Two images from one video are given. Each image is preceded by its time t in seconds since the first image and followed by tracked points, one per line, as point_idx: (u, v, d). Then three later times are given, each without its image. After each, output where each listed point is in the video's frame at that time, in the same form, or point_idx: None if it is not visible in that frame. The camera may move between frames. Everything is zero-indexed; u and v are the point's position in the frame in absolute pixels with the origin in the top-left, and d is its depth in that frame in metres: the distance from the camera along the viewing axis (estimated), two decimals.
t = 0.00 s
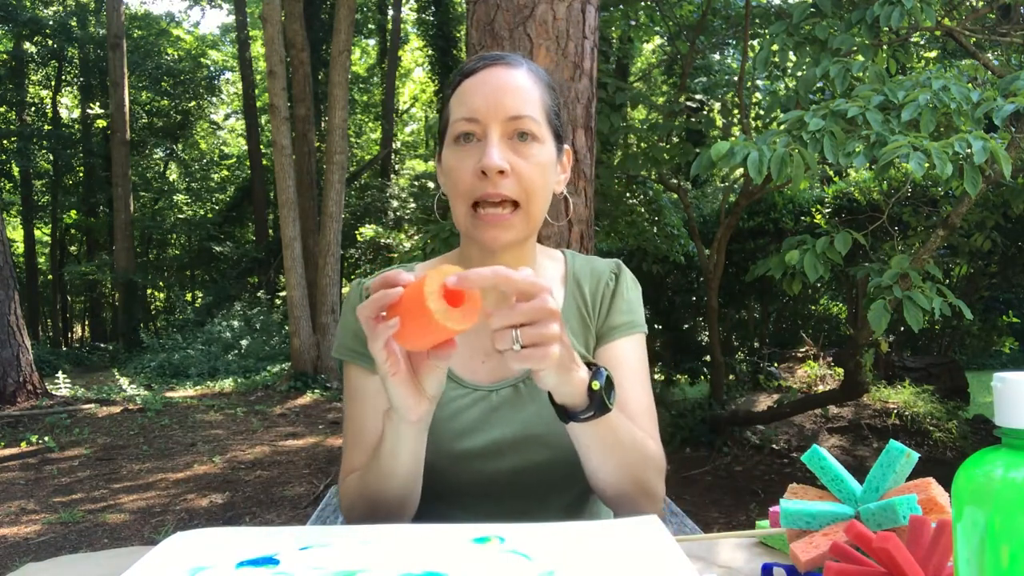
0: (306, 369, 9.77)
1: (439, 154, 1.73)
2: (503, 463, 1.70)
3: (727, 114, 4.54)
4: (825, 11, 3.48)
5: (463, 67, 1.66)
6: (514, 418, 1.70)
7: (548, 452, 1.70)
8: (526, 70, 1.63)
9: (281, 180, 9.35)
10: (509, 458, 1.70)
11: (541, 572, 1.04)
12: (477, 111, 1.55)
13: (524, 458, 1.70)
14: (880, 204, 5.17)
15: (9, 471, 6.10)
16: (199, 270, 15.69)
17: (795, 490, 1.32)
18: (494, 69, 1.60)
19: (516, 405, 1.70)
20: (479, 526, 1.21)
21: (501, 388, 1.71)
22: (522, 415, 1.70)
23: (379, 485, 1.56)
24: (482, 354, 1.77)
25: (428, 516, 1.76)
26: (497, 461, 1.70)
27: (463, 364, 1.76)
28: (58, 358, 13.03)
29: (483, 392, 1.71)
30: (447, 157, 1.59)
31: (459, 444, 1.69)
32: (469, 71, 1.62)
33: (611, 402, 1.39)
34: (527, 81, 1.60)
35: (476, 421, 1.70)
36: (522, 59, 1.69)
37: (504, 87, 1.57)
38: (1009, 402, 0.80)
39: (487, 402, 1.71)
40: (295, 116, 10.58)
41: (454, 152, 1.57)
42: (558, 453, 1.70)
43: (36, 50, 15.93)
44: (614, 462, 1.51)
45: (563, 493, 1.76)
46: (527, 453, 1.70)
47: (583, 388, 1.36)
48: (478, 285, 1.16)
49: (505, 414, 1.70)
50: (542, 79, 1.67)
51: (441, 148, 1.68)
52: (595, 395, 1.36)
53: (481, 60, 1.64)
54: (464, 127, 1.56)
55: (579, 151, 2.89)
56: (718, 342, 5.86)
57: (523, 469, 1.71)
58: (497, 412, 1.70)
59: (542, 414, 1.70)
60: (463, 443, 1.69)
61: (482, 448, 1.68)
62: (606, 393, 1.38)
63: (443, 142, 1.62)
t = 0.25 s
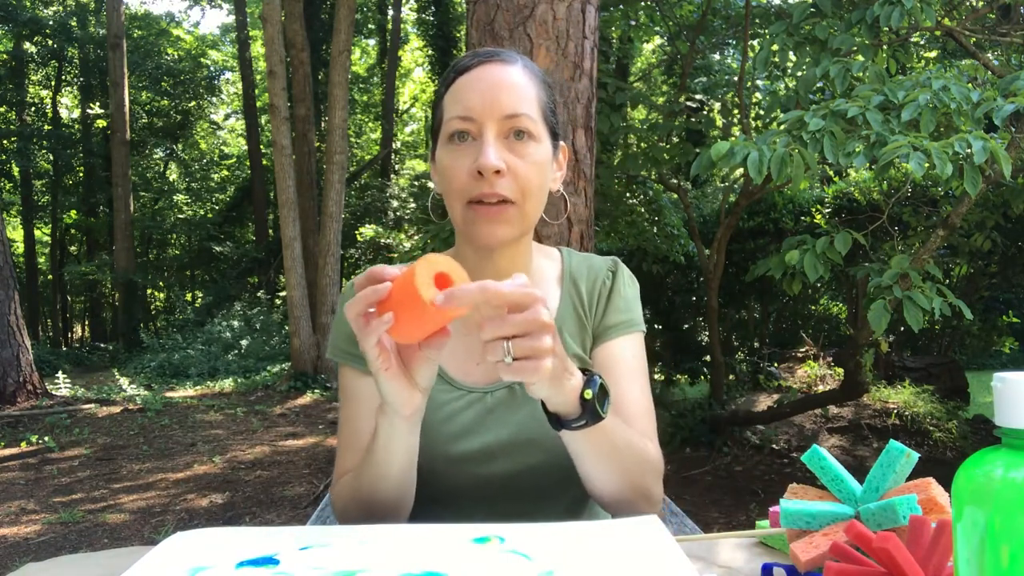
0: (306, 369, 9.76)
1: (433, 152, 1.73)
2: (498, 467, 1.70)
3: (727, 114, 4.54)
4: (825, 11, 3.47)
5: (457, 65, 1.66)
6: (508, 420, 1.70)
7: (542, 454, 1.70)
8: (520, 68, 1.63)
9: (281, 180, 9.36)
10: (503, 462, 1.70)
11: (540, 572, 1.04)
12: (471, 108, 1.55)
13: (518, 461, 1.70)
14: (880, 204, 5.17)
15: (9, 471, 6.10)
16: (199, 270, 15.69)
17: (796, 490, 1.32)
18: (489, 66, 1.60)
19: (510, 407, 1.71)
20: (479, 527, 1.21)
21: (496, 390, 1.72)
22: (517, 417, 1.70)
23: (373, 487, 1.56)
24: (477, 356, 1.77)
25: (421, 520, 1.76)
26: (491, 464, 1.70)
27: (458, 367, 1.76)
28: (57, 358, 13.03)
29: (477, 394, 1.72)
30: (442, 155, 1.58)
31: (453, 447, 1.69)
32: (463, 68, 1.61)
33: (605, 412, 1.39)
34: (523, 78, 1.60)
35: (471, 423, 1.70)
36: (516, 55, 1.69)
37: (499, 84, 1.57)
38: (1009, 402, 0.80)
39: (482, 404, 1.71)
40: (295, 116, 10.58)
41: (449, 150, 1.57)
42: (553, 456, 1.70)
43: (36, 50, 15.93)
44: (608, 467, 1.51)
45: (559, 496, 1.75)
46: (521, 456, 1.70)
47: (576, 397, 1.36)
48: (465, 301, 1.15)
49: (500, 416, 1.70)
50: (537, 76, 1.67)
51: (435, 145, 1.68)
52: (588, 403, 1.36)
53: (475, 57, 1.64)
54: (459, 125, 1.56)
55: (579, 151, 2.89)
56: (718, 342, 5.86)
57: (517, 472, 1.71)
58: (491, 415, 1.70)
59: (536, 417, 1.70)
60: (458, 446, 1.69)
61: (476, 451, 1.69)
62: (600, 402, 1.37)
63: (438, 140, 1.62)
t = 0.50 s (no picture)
0: (306, 369, 9.76)
1: (429, 152, 1.73)
2: (496, 469, 1.70)
3: (727, 113, 4.54)
4: (825, 10, 3.47)
5: (451, 64, 1.66)
6: (507, 422, 1.70)
7: (540, 457, 1.70)
8: (517, 66, 1.63)
9: (281, 180, 9.36)
10: (501, 463, 1.70)
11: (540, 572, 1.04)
12: (467, 108, 1.55)
13: (516, 463, 1.70)
14: (880, 205, 5.17)
15: (9, 471, 6.10)
16: (199, 270, 15.69)
17: (796, 490, 1.32)
18: (485, 64, 1.60)
19: (510, 409, 1.71)
20: (480, 527, 1.21)
21: (494, 391, 1.72)
22: (515, 419, 1.70)
23: (370, 488, 1.56)
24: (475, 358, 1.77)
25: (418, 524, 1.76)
26: (490, 466, 1.70)
27: (456, 367, 1.76)
28: (58, 358, 13.03)
29: (476, 395, 1.72)
30: (437, 156, 1.58)
31: (452, 449, 1.70)
32: (458, 67, 1.61)
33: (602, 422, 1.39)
34: (519, 77, 1.60)
35: (470, 425, 1.71)
36: (512, 54, 1.69)
37: (494, 83, 1.57)
38: (1009, 402, 0.80)
39: (481, 405, 1.72)
40: (295, 116, 10.58)
41: (445, 151, 1.57)
42: (551, 458, 1.70)
43: (36, 51, 15.91)
44: (604, 471, 1.51)
45: (558, 498, 1.75)
46: (519, 459, 1.70)
47: (574, 408, 1.35)
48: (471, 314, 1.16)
49: (499, 417, 1.71)
50: (534, 74, 1.67)
51: (431, 145, 1.68)
52: (586, 414, 1.36)
53: (470, 56, 1.64)
54: (455, 125, 1.56)
55: (579, 151, 2.89)
56: (717, 342, 5.86)
57: (515, 473, 1.71)
58: (490, 416, 1.71)
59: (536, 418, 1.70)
60: (456, 448, 1.69)
61: (475, 453, 1.69)
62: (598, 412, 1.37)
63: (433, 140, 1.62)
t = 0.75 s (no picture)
0: (306, 369, 9.76)
1: (426, 154, 1.73)
2: (498, 470, 1.70)
3: (727, 114, 4.54)
4: (825, 10, 3.47)
5: (450, 65, 1.65)
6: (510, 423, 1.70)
7: (542, 459, 1.70)
8: (516, 67, 1.63)
9: (280, 180, 9.36)
10: (503, 465, 1.70)
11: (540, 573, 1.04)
12: (465, 111, 1.55)
13: (519, 465, 1.70)
14: (880, 205, 5.17)
15: (9, 471, 6.10)
16: (199, 270, 15.70)
17: (795, 490, 1.32)
18: (484, 65, 1.60)
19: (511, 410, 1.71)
20: (480, 527, 1.21)
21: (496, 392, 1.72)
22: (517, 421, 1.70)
23: (385, 488, 1.55)
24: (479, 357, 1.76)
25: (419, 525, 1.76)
26: (492, 469, 1.70)
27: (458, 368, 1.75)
28: (57, 358, 13.03)
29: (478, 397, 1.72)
30: (436, 159, 1.58)
31: (455, 451, 1.70)
32: (456, 68, 1.61)
33: (573, 441, 1.43)
34: (519, 78, 1.60)
35: (473, 427, 1.71)
36: (511, 56, 1.69)
37: (493, 85, 1.57)
38: (1009, 402, 0.80)
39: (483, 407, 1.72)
40: (295, 116, 10.58)
41: (443, 153, 1.56)
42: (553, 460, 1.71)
43: (36, 50, 15.90)
44: (600, 472, 1.51)
45: (561, 500, 1.75)
46: (522, 461, 1.70)
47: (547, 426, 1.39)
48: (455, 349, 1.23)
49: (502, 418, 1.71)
50: (533, 76, 1.67)
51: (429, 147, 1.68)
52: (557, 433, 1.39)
53: (469, 57, 1.64)
54: (454, 128, 1.56)
55: (579, 151, 2.89)
56: (717, 342, 5.86)
57: (518, 475, 1.71)
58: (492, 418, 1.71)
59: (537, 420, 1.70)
60: (459, 450, 1.70)
61: (477, 455, 1.69)
62: (572, 432, 1.41)
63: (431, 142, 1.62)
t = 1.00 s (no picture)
0: (306, 369, 9.76)
1: (430, 154, 1.72)
2: (498, 471, 1.70)
3: (727, 114, 4.54)
4: (825, 10, 3.46)
5: (454, 66, 1.64)
6: (510, 423, 1.70)
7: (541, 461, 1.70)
8: (522, 69, 1.61)
9: (280, 180, 9.35)
10: (503, 466, 1.70)
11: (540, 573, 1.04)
12: (469, 114, 1.54)
13: (519, 466, 1.70)
14: (880, 204, 5.17)
15: (9, 471, 6.10)
16: (199, 270, 15.69)
17: (796, 490, 1.32)
18: (489, 67, 1.58)
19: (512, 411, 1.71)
20: (481, 527, 1.21)
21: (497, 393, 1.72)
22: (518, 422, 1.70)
23: (390, 487, 1.55)
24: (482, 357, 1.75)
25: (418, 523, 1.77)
26: (491, 469, 1.70)
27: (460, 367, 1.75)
28: (57, 358, 13.03)
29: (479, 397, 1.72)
30: (440, 161, 1.58)
31: (456, 451, 1.71)
32: (461, 70, 1.59)
33: (560, 443, 1.44)
34: (525, 81, 1.58)
35: (474, 426, 1.71)
36: (516, 55, 1.67)
37: (499, 88, 1.55)
38: (1009, 402, 0.79)
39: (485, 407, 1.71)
40: (295, 116, 10.57)
41: (447, 157, 1.56)
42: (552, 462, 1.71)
43: (36, 50, 15.90)
44: (597, 470, 1.51)
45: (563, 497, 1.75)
46: (522, 462, 1.70)
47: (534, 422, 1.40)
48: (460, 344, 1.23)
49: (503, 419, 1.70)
50: (539, 77, 1.66)
51: (433, 148, 1.67)
52: (541, 433, 1.41)
53: (474, 57, 1.62)
54: (457, 131, 1.54)
55: (579, 150, 2.89)
56: (717, 342, 5.86)
57: (518, 476, 1.71)
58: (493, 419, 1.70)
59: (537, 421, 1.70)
60: (460, 450, 1.70)
61: (477, 456, 1.70)
62: (560, 435, 1.41)
63: (435, 144, 1.61)
